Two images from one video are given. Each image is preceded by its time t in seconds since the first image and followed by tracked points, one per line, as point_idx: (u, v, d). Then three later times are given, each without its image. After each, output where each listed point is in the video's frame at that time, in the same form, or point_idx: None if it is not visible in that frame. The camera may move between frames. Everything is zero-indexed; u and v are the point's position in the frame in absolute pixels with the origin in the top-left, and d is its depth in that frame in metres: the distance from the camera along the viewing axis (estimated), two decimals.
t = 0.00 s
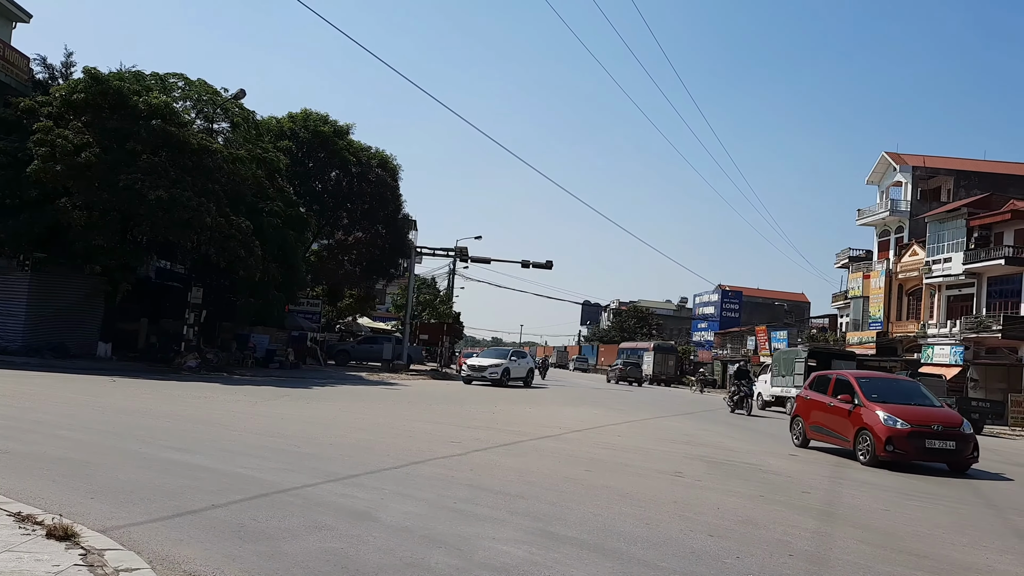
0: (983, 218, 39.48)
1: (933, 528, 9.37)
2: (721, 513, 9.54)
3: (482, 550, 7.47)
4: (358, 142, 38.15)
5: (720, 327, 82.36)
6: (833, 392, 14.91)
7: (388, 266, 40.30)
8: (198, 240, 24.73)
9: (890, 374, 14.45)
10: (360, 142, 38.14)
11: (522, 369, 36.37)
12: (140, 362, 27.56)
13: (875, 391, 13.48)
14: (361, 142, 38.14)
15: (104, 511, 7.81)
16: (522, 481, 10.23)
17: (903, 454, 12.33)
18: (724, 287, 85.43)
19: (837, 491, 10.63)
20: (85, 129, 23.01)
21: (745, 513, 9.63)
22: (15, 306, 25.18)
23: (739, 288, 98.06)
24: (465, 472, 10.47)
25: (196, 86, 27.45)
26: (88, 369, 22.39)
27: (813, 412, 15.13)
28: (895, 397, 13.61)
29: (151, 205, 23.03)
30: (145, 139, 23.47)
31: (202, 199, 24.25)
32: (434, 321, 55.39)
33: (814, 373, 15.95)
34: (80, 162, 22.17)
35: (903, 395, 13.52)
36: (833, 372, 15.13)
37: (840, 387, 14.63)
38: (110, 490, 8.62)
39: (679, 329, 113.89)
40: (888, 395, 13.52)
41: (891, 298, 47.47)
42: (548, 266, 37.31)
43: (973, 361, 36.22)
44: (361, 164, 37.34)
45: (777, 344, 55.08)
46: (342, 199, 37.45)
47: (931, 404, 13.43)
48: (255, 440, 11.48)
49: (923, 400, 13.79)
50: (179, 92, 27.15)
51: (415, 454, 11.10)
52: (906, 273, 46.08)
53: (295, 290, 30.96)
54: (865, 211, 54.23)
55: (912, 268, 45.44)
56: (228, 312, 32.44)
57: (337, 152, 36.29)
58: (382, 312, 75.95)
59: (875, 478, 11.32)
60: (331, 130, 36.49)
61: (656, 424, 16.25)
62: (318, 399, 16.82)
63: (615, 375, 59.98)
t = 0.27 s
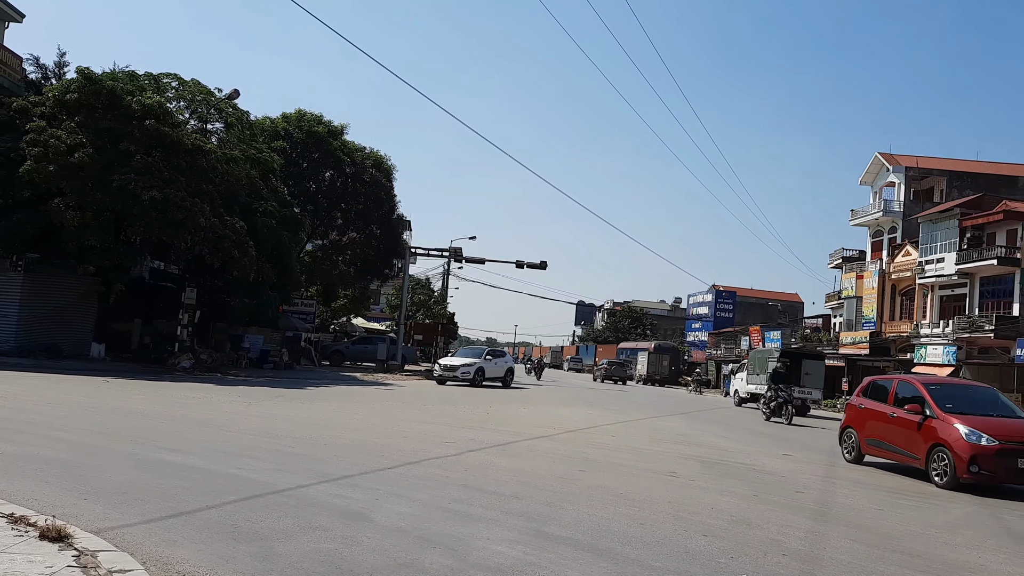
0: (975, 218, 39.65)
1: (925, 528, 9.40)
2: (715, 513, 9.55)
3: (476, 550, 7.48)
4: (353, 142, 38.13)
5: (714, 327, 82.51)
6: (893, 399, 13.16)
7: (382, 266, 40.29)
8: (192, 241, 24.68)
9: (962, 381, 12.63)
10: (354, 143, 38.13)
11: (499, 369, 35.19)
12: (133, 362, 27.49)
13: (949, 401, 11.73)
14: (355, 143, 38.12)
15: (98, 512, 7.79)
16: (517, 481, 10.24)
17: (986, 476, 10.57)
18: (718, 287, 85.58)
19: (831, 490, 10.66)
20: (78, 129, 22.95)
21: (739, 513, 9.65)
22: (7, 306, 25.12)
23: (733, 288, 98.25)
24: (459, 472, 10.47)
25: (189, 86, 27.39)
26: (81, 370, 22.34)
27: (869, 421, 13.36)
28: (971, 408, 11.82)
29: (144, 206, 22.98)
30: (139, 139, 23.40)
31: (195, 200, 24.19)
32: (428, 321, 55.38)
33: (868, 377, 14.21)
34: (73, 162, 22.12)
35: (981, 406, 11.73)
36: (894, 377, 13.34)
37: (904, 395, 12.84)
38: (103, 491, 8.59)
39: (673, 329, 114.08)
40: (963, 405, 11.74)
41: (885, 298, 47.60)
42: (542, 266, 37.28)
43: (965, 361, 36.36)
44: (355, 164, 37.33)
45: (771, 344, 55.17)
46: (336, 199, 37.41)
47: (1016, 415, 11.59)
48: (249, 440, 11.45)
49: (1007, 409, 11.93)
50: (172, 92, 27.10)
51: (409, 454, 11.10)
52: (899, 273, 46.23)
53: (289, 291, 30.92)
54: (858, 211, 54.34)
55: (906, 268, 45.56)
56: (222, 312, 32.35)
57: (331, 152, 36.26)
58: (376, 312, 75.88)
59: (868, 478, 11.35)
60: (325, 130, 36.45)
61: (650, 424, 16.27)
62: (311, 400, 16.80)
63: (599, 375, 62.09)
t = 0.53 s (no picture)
0: (968, 219, 39.76)
1: (918, 527, 9.43)
2: (709, 513, 9.57)
3: (470, 551, 7.47)
4: (347, 142, 38.09)
5: (708, 327, 82.63)
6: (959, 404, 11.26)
7: (376, 266, 40.21)
8: (185, 241, 24.60)
9: None
10: (348, 143, 38.09)
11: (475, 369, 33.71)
12: (126, 363, 27.40)
13: None
14: (349, 143, 38.08)
15: (91, 514, 7.76)
16: (511, 481, 10.23)
17: None
18: (712, 287, 85.71)
19: (824, 490, 10.69)
20: (70, 129, 22.87)
21: (733, 512, 9.66)
22: None
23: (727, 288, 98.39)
24: (453, 472, 10.46)
25: (182, 86, 27.32)
26: (74, 370, 22.25)
27: (949, 437, 10.86)
28: None
29: (137, 206, 22.90)
30: (132, 139, 23.33)
31: (188, 200, 24.12)
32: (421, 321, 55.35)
33: (940, 385, 11.76)
34: (66, 162, 22.05)
35: None
36: (981, 385, 10.86)
37: (996, 406, 10.36)
38: (97, 492, 8.56)
39: (667, 329, 114.24)
40: None
41: (878, 298, 47.74)
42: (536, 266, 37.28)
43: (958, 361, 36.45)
44: (349, 164, 37.27)
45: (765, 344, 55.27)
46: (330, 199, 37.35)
47: None
48: (243, 441, 11.44)
49: None
50: (165, 92, 27.02)
51: (403, 455, 11.08)
52: (892, 273, 46.32)
53: (283, 291, 30.83)
54: (851, 211, 54.48)
55: (899, 268, 45.70)
56: (216, 313, 32.27)
57: (325, 152, 36.21)
58: (370, 312, 75.77)
59: (862, 478, 11.38)
60: (319, 130, 36.39)
61: (644, 424, 16.29)
62: (305, 400, 16.77)
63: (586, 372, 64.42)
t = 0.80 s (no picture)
0: (960, 220, 39.93)
1: (911, 527, 9.48)
2: (702, 514, 9.59)
3: (464, 552, 7.48)
4: (341, 143, 38.06)
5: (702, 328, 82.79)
6: None
7: (370, 267, 40.18)
8: (179, 242, 24.53)
9: None
10: (342, 144, 38.06)
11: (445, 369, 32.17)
12: (119, 364, 27.32)
13: None
14: (343, 144, 38.05)
15: (84, 516, 7.74)
16: (506, 482, 10.25)
17: None
18: (706, 287, 85.87)
19: (818, 490, 10.73)
20: (63, 129, 22.79)
21: (727, 513, 9.69)
22: None
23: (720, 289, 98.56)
24: (448, 473, 10.47)
25: (176, 87, 27.25)
26: (67, 372, 22.17)
27: None
28: None
29: (131, 206, 22.83)
30: (125, 140, 23.24)
31: (182, 201, 24.05)
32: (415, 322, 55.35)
33: None
34: (59, 162, 21.98)
35: None
36: None
37: None
38: (90, 494, 8.54)
39: (661, 330, 114.42)
40: None
41: (871, 299, 47.89)
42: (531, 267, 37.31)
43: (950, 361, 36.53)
44: (343, 165, 37.24)
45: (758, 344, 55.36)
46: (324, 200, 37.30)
47: None
48: (237, 442, 11.42)
49: None
50: (159, 92, 26.95)
51: (397, 456, 11.08)
52: (885, 274, 46.46)
53: (277, 292, 30.80)
54: (844, 212, 54.66)
55: (891, 270, 45.87)
56: (210, 314, 32.19)
57: (319, 153, 36.17)
58: (364, 313, 75.68)
59: (855, 478, 11.43)
60: (313, 131, 36.35)
61: (638, 425, 16.31)
62: (298, 402, 16.75)
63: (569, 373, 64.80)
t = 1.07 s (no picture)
0: (951, 221, 40.11)
1: (902, 527, 9.50)
2: (695, 514, 9.60)
3: (457, 553, 7.47)
4: (334, 143, 37.99)
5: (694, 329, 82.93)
6: None
7: (364, 267, 40.11)
8: (170, 242, 24.46)
9: None
10: (335, 144, 38.00)
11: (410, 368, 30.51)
12: (111, 364, 27.25)
13: None
14: (336, 144, 37.99)
15: (74, 517, 7.70)
16: (498, 483, 10.25)
17: None
18: (699, 288, 86.02)
19: (810, 490, 10.75)
20: (54, 129, 22.72)
21: (719, 513, 9.71)
22: None
23: (712, 290, 98.73)
24: (440, 473, 10.46)
25: (168, 87, 27.17)
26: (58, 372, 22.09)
27: None
28: None
29: (122, 207, 22.76)
30: (116, 140, 23.15)
31: (174, 201, 23.97)
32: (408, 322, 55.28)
33: None
34: (50, 162, 21.92)
35: None
36: None
37: None
38: (80, 495, 8.50)
39: (654, 330, 114.55)
40: None
41: (863, 300, 48.05)
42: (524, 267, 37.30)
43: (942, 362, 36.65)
44: (336, 165, 37.17)
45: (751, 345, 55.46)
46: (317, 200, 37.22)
47: None
48: (229, 443, 11.39)
49: None
50: (151, 92, 26.87)
51: (390, 456, 11.06)
52: (877, 274, 46.62)
53: (269, 292, 30.72)
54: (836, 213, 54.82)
55: (883, 271, 46.02)
56: (202, 314, 32.12)
57: (312, 153, 36.11)
58: (357, 313, 75.55)
59: (846, 478, 11.46)
60: (306, 130, 36.28)
61: (631, 425, 16.32)
62: (290, 402, 16.69)
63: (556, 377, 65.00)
